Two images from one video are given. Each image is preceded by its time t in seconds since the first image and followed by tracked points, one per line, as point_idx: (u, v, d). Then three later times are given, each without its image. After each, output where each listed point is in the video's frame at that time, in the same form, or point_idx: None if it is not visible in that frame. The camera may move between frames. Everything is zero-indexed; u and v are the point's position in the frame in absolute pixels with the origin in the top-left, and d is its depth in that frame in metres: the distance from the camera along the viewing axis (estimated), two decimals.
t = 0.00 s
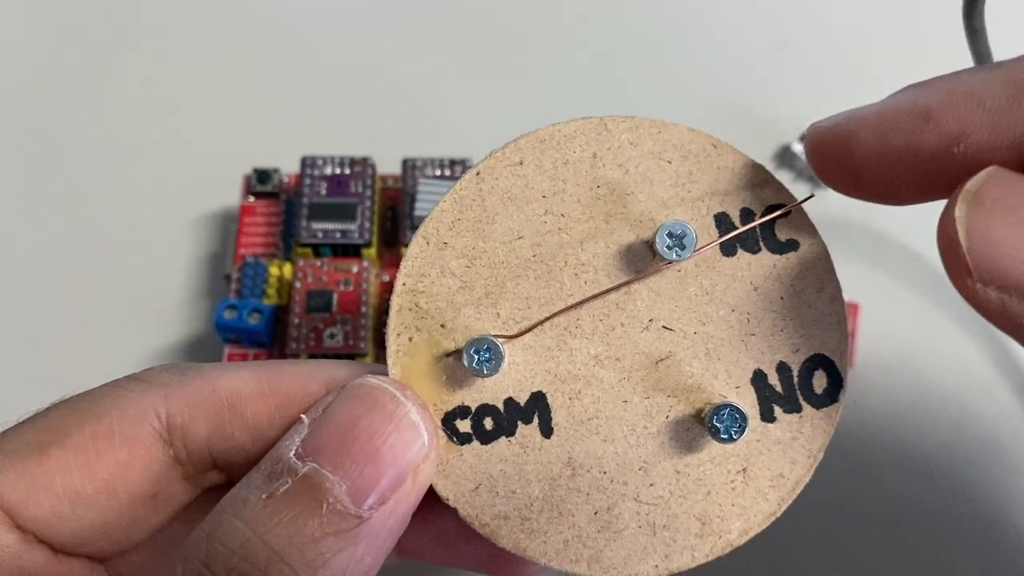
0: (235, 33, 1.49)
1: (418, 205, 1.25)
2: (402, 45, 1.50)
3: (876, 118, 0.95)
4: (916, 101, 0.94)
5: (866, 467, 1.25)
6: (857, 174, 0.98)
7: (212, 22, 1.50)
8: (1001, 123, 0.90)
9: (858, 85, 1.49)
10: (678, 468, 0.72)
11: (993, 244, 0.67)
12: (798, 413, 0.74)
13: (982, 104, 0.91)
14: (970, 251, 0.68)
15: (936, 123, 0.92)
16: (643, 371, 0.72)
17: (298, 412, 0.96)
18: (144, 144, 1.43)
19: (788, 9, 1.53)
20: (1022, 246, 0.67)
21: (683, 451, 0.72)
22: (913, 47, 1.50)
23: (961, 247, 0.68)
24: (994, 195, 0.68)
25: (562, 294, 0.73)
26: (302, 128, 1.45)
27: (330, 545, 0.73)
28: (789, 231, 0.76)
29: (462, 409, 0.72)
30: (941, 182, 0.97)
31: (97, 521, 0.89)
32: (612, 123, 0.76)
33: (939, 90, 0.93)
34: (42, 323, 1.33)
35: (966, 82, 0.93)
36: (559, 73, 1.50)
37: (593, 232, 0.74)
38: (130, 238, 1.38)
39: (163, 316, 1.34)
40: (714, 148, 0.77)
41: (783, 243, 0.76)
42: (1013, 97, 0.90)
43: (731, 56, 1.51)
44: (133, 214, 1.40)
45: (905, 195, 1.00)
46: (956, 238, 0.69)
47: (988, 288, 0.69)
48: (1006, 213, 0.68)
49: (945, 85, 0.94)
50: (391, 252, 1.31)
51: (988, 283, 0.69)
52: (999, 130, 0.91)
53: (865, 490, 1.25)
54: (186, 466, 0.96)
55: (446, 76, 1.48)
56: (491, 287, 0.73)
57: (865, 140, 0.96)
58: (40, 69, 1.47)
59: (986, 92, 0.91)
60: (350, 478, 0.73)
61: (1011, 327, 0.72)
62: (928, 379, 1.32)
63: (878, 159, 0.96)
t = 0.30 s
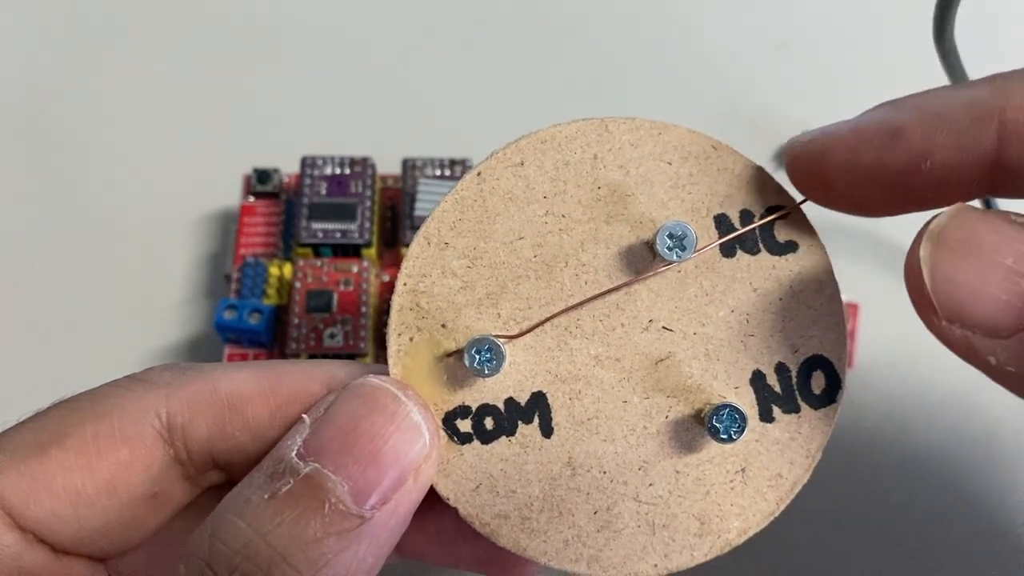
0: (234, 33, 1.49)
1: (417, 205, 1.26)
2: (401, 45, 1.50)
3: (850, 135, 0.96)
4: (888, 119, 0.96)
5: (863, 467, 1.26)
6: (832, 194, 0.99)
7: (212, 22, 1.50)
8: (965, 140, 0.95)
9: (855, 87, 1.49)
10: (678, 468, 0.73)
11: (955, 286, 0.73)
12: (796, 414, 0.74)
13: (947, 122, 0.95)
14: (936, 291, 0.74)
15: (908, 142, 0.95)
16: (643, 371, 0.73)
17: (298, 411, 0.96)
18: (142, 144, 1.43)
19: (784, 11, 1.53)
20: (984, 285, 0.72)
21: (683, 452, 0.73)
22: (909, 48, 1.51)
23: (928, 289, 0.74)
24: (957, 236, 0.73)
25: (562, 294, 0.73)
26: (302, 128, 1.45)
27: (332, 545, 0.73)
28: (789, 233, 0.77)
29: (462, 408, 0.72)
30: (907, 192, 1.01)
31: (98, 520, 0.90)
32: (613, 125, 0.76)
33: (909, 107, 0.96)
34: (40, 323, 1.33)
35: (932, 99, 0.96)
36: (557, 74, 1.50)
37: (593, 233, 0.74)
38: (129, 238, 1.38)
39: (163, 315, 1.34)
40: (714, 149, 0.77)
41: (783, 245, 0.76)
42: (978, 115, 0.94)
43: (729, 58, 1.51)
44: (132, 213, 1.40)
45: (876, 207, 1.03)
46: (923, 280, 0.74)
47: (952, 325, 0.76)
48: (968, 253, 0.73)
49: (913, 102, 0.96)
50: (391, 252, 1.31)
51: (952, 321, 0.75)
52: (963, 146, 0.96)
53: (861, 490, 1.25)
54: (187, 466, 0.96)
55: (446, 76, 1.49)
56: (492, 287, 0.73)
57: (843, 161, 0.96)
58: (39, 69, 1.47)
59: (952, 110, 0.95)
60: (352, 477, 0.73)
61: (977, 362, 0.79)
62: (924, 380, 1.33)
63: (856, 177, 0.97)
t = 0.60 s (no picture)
0: (234, 35, 1.49)
1: (418, 205, 1.26)
2: (401, 46, 1.50)
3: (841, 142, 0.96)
4: (879, 128, 0.95)
5: (865, 467, 1.26)
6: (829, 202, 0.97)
7: (212, 23, 1.50)
8: (956, 148, 0.94)
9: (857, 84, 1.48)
10: (678, 468, 0.72)
11: (942, 294, 0.72)
12: (797, 414, 0.74)
13: (938, 130, 0.94)
14: (924, 300, 0.73)
15: (899, 150, 0.95)
16: (643, 372, 0.73)
17: (298, 412, 0.96)
18: (143, 146, 1.43)
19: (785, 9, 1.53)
20: (971, 296, 0.71)
21: (683, 452, 0.72)
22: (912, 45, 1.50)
23: (917, 297, 0.74)
24: (948, 246, 0.73)
25: (561, 294, 0.73)
26: (302, 128, 1.45)
27: (332, 546, 0.73)
28: (789, 232, 0.76)
29: (461, 409, 0.72)
30: (900, 201, 1.00)
31: (97, 521, 0.90)
32: (612, 124, 0.76)
33: (899, 116, 0.95)
34: (42, 323, 1.33)
35: (924, 107, 0.95)
36: (558, 74, 1.50)
37: (592, 234, 0.74)
38: (129, 238, 1.38)
39: (163, 316, 1.34)
40: (714, 149, 0.77)
41: (783, 244, 0.76)
42: (968, 124, 0.92)
43: (731, 57, 1.51)
44: (133, 214, 1.40)
45: (867, 214, 1.02)
46: (912, 288, 0.74)
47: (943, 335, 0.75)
48: (958, 263, 0.72)
49: (904, 110, 0.95)
50: (391, 252, 1.31)
51: (942, 332, 0.74)
52: (954, 154, 0.94)
53: (863, 489, 1.25)
54: (185, 466, 0.97)
55: (445, 76, 1.48)
56: (491, 287, 0.73)
57: (836, 168, 0.95)
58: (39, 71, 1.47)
59: (943, 119, 0.94)
60: (352, 479, 0.73)
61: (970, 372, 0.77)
62: (926, 379, 1.32)
63: (849, 185, 0.96)
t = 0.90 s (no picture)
0: (234, 36, 1.49)
1: (418, 205, 1.25)
2: (400, 47, 1.49)
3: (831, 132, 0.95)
4: (869, 117, 0.94)
5: (867, 466, 1.26)
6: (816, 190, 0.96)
7: (211, 24, 1.50)
8: (945, 142, 0.93)
9: (858, 84, 1.48)
10: (679, 469, 0.72)
11: (943, 301, 0.72)
12: (798, 414, 0.74)
13: (928, 123, 0.93)
14: (923, 308, 0.73)
15: (887, 141, 0.94)
16: (644, 372, 0.72)
17: (299, 412, 0.96)
18: (142, 146, 1.43)
19: (785, 11, 1.52)
20: (969, 302, 0.71)
21: (684, 453, 0.72)
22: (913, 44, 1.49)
23: (914, 303, 0.73)
24: (945, 252, 0.72)
25: (562, 295, 0.73)
26: (302, 128, 1.45)
27: (333, 546, 0.73)
28: (790, 232, 0.76)
29: (462, 410, 0.72)
30: (886, 191, 1.00)
31: (98, 521, 0.90)
32: (612, 124, 0.76)
33: (889, 107, 0.94)
34: (43, 323, 1.34)
35: (915, 99, 0.94)
36: (557, 74, 1.49)
37: (593, 234, 0.74)
38: (130, 238, 1.38)
39: (164, 315, 1.34)
40: (714, 148, 0.77)
41: (785, 244, 0.76)
42: (957, 119, 0.92)
43: (730, 57, 1.50)
44: (133, 214, 1.40)
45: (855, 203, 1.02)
46: (909, 294, 0.73)
47: (940, 342, 0.74)
48: (955, 269, 0.72)
49: (895, 101, 0.95)
50: (392, 251, 1.31)
51: (938, 339, 0.74)
52: (942, 148, 0.94)
53: (864, 487, 1.25)
54: (187, 466, 0.97)
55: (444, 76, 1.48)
56: (491, 288, 0.73)
57: (825, 155, 0.94)
58: (39, 73, 1.47)
59: (933, 112, 0.93)
60: (353, 479, 0.73)
61: (963, 377, 0.78)
62: (927, 378, 1.32)
63: (837, 173, 0.95)
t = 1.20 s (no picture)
0: (233, 35, 1.49)
1: (418, 204, 1.25)
2: (400, 46, 1.49)
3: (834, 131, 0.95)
4: (873, 117, 0.94)
5: (869, 467, 1.26)
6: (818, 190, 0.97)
7: (212, 23, 1.49)
8: (948, 143, 0.94)
9: (859, 83, 1.48)
10: (680, 470, 0.72)
11: (949, 307, 0.71)
12: (799, 415, 0.74)
13: (932, 123, 0.94)
14: (929, 315, 0.72)
15: (891, 141, 0.94)
16: (645, 374, 0.72)
17: (299, 411, 0.96)
18: (142, 146, 1.43)
19: (787, 11, 1.52)
20: (975, 308, 0.71)
21: (685, 454, 0.72)
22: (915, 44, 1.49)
23: (919, 311, 0.73)
24: (950, 259, 0.72)
25: (563, 296, 0.73)
26: (302, 127, 1.44)
27: (335, 547, 0.73)
28: (791, 233, 0.76)
29: (463, 410, 0.72)
30: (890, 193, 1.00)
31: (98, 521, 0.90)
32: (613, 125, 0.76)
33: (893, 106, 0.95)
34: (42, 323, 1.33)
35: (918, 98, 0.95)
36: (557, 74, 1.49)
37: (594, 235, 0.74)
38: (129, 237, 1.38)
39: (164, 315, 1.34)
40: (715, 149, 0.77)
41: (786, 245, 0.76)
42: (961, 119, 0.92)
43: (730, 57, 1.50)
44: (133, 213, 1.40)
45: (859, 206, 1.02)
46: (914, 301, 0.73)
47: (946, 350, 0.74)
48: (960, 277, 0.72)
49: (898, 101, 0.95)
50: (392, 251, 1.31)
51: (944, 346, 0.74)
52: (946, 148, 0.94)
53: (864, 487, 1.25)
54: (187, 466, 0.97)
55: (445, 76, 1.48)
56: (492, 288, 0.73)
57: (827, 154, 0.94)
58: (38, 72, 1.47)
59: (937, 111, 0.94)
60: (354, 480, 0.73)
61: (971, 390, 0.77)
62: (928, 378, 1.32)
63: (840, 173, 0.96)
